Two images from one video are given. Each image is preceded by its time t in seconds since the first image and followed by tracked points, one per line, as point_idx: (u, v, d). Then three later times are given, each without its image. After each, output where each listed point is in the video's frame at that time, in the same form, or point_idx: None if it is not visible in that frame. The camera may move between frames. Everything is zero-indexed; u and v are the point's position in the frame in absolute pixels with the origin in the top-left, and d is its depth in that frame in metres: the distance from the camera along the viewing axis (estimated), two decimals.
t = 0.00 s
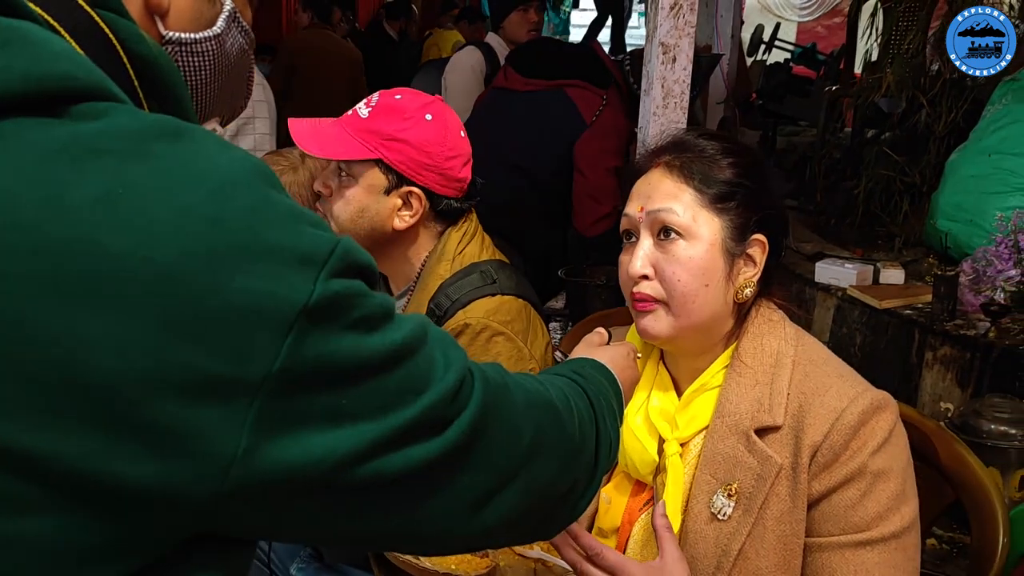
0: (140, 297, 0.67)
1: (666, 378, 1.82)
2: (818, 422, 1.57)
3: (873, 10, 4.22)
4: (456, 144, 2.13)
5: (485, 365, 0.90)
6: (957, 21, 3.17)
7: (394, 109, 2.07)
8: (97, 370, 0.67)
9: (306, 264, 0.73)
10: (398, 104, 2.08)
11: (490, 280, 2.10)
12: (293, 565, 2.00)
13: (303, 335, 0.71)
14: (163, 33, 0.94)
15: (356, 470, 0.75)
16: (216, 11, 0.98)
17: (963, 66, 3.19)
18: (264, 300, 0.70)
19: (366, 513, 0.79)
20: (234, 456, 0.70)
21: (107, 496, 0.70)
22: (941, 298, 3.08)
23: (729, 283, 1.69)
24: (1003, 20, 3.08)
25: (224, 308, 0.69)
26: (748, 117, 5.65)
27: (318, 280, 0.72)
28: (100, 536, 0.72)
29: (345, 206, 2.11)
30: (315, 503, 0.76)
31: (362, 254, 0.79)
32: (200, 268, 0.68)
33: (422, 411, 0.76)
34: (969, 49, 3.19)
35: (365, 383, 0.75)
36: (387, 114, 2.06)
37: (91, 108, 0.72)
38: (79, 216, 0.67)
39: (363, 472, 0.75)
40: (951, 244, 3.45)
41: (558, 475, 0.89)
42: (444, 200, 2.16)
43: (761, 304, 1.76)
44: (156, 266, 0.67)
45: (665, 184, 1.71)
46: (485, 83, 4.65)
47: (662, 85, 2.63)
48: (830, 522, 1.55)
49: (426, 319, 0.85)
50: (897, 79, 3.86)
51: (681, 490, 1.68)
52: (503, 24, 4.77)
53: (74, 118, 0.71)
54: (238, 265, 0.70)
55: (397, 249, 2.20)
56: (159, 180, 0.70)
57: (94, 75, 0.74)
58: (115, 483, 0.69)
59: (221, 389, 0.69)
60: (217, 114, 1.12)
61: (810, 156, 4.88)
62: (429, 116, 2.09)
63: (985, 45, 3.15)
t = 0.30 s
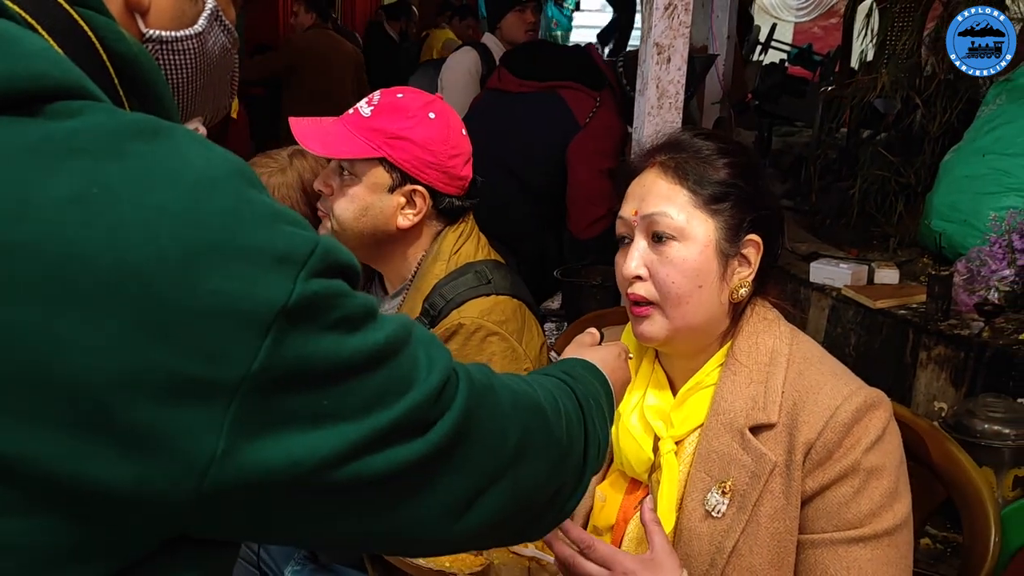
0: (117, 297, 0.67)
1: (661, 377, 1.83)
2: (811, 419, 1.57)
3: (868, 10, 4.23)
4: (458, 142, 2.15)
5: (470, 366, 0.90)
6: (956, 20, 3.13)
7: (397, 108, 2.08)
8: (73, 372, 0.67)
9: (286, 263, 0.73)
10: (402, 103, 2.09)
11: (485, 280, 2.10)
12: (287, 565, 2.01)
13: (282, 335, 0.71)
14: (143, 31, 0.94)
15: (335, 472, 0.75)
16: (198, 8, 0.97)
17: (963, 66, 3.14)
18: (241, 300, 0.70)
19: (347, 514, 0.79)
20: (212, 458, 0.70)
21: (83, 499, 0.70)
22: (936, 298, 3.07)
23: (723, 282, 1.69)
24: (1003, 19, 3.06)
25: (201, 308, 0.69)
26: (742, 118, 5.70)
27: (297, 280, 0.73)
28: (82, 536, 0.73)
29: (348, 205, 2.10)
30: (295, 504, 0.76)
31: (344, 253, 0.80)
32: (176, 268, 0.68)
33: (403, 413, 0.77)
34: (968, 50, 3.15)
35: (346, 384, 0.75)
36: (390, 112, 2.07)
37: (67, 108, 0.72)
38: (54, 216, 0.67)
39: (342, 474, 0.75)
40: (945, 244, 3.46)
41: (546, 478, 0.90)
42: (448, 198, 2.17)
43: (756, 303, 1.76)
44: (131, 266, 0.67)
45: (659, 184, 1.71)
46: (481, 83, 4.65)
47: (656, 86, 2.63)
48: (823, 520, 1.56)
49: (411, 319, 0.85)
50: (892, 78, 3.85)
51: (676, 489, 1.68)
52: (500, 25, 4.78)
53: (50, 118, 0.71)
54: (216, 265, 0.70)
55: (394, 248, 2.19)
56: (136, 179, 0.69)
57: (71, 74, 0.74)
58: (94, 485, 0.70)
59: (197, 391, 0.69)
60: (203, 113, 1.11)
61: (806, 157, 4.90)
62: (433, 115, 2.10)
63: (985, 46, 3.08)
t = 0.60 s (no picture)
0: (90, 298, 0.68)
1: (653, 378, 1.83)
2: (801, 419, 1.57)
3: (863, 11, 4.23)
4: (455, 144, 2.14)
5: (455, 366, 0.92)
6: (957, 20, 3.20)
7: (393, 111, 2.07)
8: (47, 373, 0.68)
9: (262, 263, 0.73)
10: (398, 106, 2.08)
11: (485, 283, 2.10)
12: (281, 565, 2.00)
13: (259, 335, 0.72)
14: (121, 30, 0.94)
15: (313, 473, 0.77)
16: (176, 7, 0.97)
17: (963, 66, 3.24)
18: (216, 299, 0.70)
19: (327, 513, 0.81)
20: (188, 460, 0.71)
21: (59, 499, 0.71)
22: (930, 298, 3.09)
23: (714, 283, 1.69)
24: (1003, 20, 3.10)
25: (176, 307, 0.70)
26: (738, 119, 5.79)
27: (274, 280, 0.73)
28: (61, 533, 0.74)
29: (346, 211, 2.10)
30: (273, 503, 0.77)
31: (323, 253, 0.80)
32: (149, 267, 0.69)
33: (383, 414, 0.79)
34: (969, 50, 3.22)
35: (324, 384, 0.77)
36: (387, 116, 2.06)
37: (39, 107, 0.72)
38: (27, 215, 0.68)
39: (321, 474, 0.77)
40: (939, 244, 3.46)
41: (529, 478, 0.92)
42: (446, 201, 2.17)
43: (746, 304, 1.76)
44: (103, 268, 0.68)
45: (651, 184, 1.71)
46: (477, 84, 4.65)
47: (651, 86, 2.63)
48: (813, 520, 1.56)
49: (392, 320, 0.87)
50: (887, 79, 3.84)
51: (667, 489, 1.68)
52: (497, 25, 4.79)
53: (21, 116, 0.71)
54: (190, 265, 0.70)
55: (393, 251, 2.18)
56: (109, 178, 0.70)
57: (44, 73, 0.74)
58: (71, 483, 0.71)
59: (172, 392, 0.70)
60: (184, 113, 1.11)
61: (801, 158, 4.91)
62: (429, 117, 2.10)
63: (984, 46, 3.17)
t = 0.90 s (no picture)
0: (66, 298, 0.70)
1: (645, 379, 1.82)
2: (792, 420, 1.57)
3: (859, 11, 4.23)
4: (439, 142, 2.13)
5: (442, 366, 0.92)
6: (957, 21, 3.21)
7: (375, 108, 2.07)
8: (26, 374, 0.70)
9: (241, 263, 0.75)
10: (380, 104, 2.08)
11: (473, 280, 2.09)
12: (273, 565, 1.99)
13: (238, 335, 0.74)
14: (102, 29, 0.94)
15: (296, 474, 0.78)
16: (158, 6, 0.97)
17: (963, 66, 3.24)
18: (196, 299, 0.72)
19: (308, 513, 0.81)
20: (167, 461, 0.73)
21: (38, 500, 0.73)
22: (924, 298, 3.04)
23: (701, 285, 1.69)
24: (1003, 20, 3.11)
25: (155, 306, 0.71)
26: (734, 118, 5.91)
27: (255, 280, 0.75)
28: (40, 533, 0.75)
29: (329, 208, 2.10)
30: (252, 504, 0.78)
31: (305, 252, 0.82)
32: (126, 266, 0.71)
33: (366, 414, 0.79)
34: (969, 50, 3.22)
35: (307, 385, 0.78)
36: (370, 113, 2.06)
37: (16, 106, 0.74)
38: (4, 215, 0.69)
39: (303, 476, 0.78)
40: (935, 245, 3.45)
41: (516, 478, 0.91)
42: (428, 199, 2.16)
43: (736, 304, 1.76)
44: (78, 267, 0.70)
45: (639, 185, 1.71)
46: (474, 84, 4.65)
47: (646, 86, 2.62)
48: (804, 521, 1.56)
49: (378, 321, 0.87)
50: (882, 80, 3.84)
51: (658, 490, 1.67)
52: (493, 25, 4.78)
53: None
54: (168, 265, 0.72)
55: (379, 248, 2.18)
56: (85, 177, 0.72)
57: (23, 72, 0.76)
58: (47, 483, 0.72)
59: (152, 392, 0.72)
60: (170, 112, 1.10)
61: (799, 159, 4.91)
62: (411, 115, 2.09)
63: (984, 46, 3.17)
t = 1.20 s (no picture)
0: (50, 295, 0.69)
1: (639, 379, 1.82)
2: (786, 420, 1.57)
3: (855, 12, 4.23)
4: (424, 140, 2.12)
5: (432, 365, 0.91)
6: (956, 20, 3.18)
7: (360, 105, 2.08)
8: (11, 373, 0.69)
9: (228, 262, 0.74)
10: (364, 101, 2.09)
11: (467, 276, 2.09)
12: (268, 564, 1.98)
13: (225, 333, 0.73)
14: (89, 27, 0.94)
15: (285, 474, 0.77)
16: (145, 4, 0.97)
17: (963, 66, 3.24)
18: (183, 298, 0.72)
19: (298, 513, 0.80)
20: (154, 460, 0.73)
21: (24, 500, 0.73)
22: (920, 298, 3.08)
23: (695, 286, 1.69)
24: (1003, 20, 3.11)
25: (141, 305, 0.71)
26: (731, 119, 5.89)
27: (242, 278, 0.74)
28: (26, 533, 0.75)
29: (316, 204, 2.12)
30: (241, 504, 0.78)
31: (294, 251, 0.82)
32: (111, 264, 0.70)
33: (355, 413, 0.79)
34: (969, 49, 3.22)
35: (296, 384, 0.77)
36: (354, 111, 2.07)
37: (2, 103, 0.74)
38: None
39: (292, 475, 0.77)
40: (930, 245, 3.44)
41: (507, 477, 0.91)
42: (414, 196, 2.15)
43: (730, 305, 1.75)
44: (63, 265, 0.69)
45: (636, 184, 1.71)
46: (470, 85, 4.65)
47: (641, 86, 2.62)
48: (799, 521, 1.56)
49: (366, 319, 0.87)
50: (878, 80, 3.84)
51: (653, 490, 1.67)
52: (490, 26, 4.78)
53: None
54: (152, 264, 0.72)
55: (369, 246, 2.17)
56: (70, 175, 0.71)
57: (8, 69, 0.76)
58: (33, 482, 0.72)
59: (139, 391, 0.71)
60: (161, 108, 1.10)
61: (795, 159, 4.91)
62: (394, 111, 2.09)
63: (985, 45, 3.17)
